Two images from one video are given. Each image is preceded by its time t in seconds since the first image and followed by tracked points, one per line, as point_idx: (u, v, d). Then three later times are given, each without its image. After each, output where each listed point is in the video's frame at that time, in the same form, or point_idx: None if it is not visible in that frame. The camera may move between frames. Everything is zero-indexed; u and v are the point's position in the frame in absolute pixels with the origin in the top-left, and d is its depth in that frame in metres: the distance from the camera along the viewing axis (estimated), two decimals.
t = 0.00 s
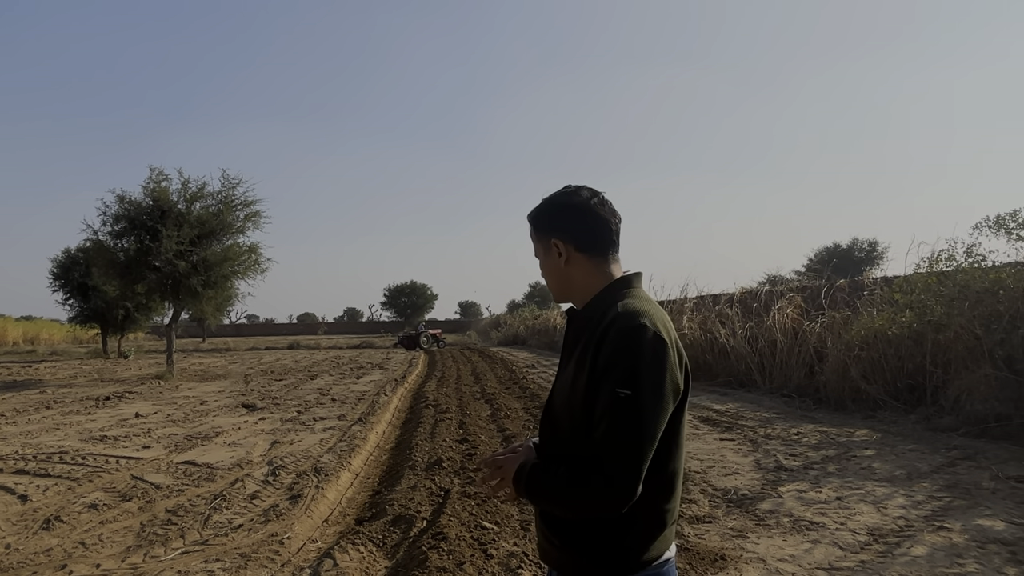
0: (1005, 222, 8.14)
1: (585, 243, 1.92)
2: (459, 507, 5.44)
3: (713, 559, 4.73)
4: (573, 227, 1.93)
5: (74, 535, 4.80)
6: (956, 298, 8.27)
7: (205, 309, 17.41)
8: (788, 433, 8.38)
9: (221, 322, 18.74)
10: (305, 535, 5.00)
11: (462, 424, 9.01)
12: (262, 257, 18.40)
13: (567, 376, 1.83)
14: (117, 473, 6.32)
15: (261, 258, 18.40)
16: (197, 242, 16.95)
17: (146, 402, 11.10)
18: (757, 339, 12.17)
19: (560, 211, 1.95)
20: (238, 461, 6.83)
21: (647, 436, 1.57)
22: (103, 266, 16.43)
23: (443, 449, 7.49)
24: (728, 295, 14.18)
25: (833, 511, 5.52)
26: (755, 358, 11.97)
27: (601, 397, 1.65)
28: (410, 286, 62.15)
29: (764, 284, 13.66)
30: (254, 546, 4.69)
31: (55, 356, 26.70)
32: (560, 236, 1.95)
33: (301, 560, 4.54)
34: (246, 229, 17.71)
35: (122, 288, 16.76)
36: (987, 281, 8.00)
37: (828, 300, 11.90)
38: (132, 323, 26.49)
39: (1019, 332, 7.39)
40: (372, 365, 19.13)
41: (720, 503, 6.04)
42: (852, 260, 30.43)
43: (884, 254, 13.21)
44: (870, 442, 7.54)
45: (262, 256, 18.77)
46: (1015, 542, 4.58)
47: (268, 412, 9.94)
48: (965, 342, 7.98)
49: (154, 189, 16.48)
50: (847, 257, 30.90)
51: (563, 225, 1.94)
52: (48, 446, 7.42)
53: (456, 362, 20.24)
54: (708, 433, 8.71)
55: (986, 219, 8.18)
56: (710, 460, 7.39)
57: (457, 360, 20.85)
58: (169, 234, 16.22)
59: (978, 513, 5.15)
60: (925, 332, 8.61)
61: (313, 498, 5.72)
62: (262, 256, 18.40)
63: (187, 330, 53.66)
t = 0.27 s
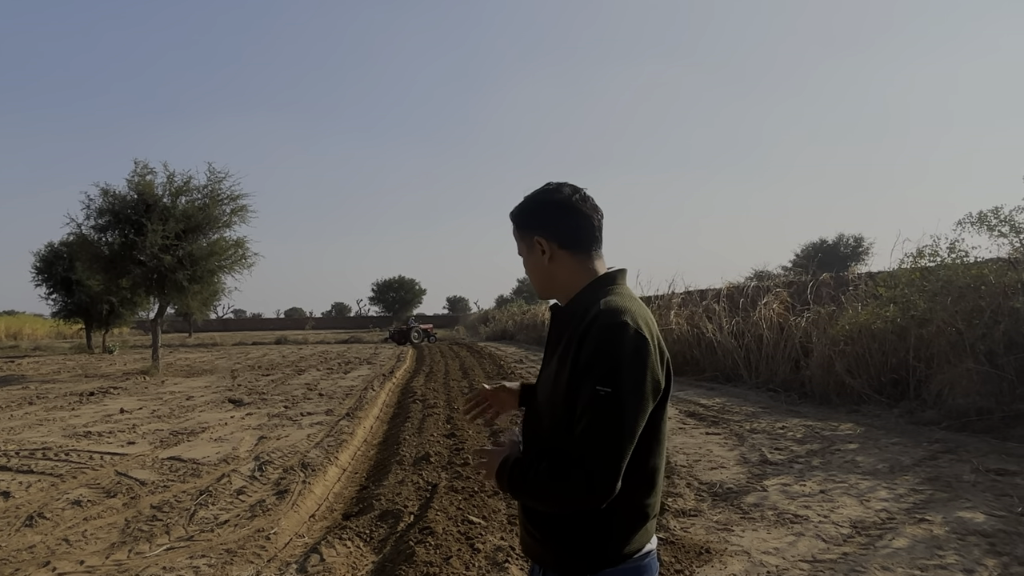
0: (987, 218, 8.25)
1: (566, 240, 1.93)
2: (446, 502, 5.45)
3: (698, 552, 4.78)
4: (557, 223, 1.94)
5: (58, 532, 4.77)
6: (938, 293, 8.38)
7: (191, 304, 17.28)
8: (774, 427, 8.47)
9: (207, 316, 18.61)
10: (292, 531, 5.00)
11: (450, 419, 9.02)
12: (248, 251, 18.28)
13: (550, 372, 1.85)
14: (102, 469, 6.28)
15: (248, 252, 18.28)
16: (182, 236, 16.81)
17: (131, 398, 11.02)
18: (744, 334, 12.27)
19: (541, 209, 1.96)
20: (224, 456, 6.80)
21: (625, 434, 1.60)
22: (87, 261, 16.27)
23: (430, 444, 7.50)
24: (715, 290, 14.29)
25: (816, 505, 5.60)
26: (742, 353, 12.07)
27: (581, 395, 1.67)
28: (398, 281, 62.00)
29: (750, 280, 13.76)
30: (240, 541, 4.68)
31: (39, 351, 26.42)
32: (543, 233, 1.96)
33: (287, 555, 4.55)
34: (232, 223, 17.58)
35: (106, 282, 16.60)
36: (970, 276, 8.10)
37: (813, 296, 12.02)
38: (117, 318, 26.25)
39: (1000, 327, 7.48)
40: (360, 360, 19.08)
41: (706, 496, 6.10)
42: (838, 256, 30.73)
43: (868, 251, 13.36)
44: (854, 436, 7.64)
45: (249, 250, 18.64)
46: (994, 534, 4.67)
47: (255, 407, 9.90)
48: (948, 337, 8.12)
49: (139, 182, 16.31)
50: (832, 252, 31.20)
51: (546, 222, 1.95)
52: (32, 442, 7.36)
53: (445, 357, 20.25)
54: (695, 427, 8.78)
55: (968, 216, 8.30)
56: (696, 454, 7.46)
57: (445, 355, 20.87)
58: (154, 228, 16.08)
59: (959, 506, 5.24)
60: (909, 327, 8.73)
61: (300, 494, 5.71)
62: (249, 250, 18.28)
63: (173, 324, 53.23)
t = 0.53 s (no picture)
0: (972, 214, 8.33)
1: (557, 233, 1.95)
2: (434, 497, 5.47)
3: (685, 546, 4.83)
4: (548, 215, 1.95)
5: (43, 528, 4.74)
6: (924, 289, 8.41)
7: (177, 299, 17.16)
8: (760, 422, 8.54)
9: (194, 311, 18.49)
10: (280, 527, 5.00)
11: (439, 414, 9.03)
12: (236, 246, 18.16)
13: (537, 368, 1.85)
14: (87, 465, 6.24)
15: (236, 247, 18.16)
16: (169, 230, 16.67)
17: (117, 393, 10.95)
18: (731, 329, 12.35)
19: (531, 203, 1.97)
20: (211, 452, 6.78)
21: (613, 428, 1.62)
22: (72, 255, 16.11)
23: (419, 439, 7.51)
24: (703, 286, 14.37)
25: (802, 498, 5.66)
26: (729, 348, 12.16)
27: (568, 390, 1.67)
28: (388, 276, 61.84)
29: (738, 275, 13.85)
30: (227, 537, 4.68)
31: (24, 347, 26.16)
32: (535, 226, 1.96)
33: (275, 551, 4.55)
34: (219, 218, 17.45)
35: (92, 277, 16.45)
36: (955, 272, 8.10)
37: (800, 291, 12.12)
38: (103, 313, 26.02)
39: (984, 323, 7.46)
40: (349, 356, 19.05)
41: (693, 490, 6.15)
42: (825, 251, 30.96)
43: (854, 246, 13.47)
44: (840, 430, 7.73)
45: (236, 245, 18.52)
46: (977, 527, 4.74)
47: (243, 403, 9.87)
48: (934, 331, 8.14)
49: (125, 176, 16.15)
50: (820, 247, 31.43)
51: (537, 214, 1.96)
52: (16, 439, 7.30)
53: (434, 352, 20.25)
54: (683, 422, 8.85)
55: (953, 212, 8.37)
56: (684, 449, 7.52)
57: (435, 351, 20.87)
58: (140, 223, 15.93)
59: (942, 499, 5.31)
60: (895, 322, 8.82)
61: (288, 490, 5.71)
62: (236, 245, 18.16)
63: (160, 319, 52.84)
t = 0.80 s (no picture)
0: (961, 213, 8.40)
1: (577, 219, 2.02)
2: (426, 494, 5.48)
3: (676, 542, 4.86)
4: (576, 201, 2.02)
5: (32, 527, 4.72)
6: (913, 286, 8.50)
7: (168, 296, 17.07)
8: (751, 418, 8.60)
9: (185, 309, 18.39)
10: (271, 524, 5.00)
11: (432, 412, 9.04)
12: (227, 242, 18.07)
13: (538, 356, 1.86)
14: (77, 463, 6.21)
15: (227, 244, 18.07)
16: (159, 227, 16.57)
17: (106, 391, 10.89)
18: (723, 327, 12.41)
19: (565, 187, 1.99)
20: (202, 449, 6.76)
21: (612, 413, 1.62)
22: (61, 252, 16.00)
23: (411, 437, 7.51)
24: (695, 283, 14.42)
25: (792, 494, 5.71)
26: (721, 345, 12.22)
27: (569, 374, 1.68)
28: (380, 273, 61.71)
29: (730, 273, 13.91)
30: (218, 535, 4.67)
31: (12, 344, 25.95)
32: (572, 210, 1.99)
33: (266, 549, 4.54)
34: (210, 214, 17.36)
35: (81, 274, 16.34)
36: (944, 269, 8.17)
37: (791, 289, 12.19)
38: (93, 310, 25.85)
39: (973, 319, 7.54)
40: (341, 353, 19.01)
41: (685, 487, 6.19)
42: (816, 249, 31.19)
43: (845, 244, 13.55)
44: (830, 427, 7.79)
45: (227, 242, 18.43)
46: (965, 522, 4.79)
47: (234, 400, 9.83)
48: (922, 328, 8.20)
49: (115, 172, 16.05)
50: (811, 245, 31.61)
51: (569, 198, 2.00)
52: (5, 437, 7.25)
53: (427, 350, 20.24)
54: (674, 419, 8.89)
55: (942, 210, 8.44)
56: (676, 445, 7.56)
57: (427, 348, 20.85)
58: (130, 219, 15.84)
59: (930, 495, 5.37)
60: (884, 320, 8.90)
61: (280, 487, 5.70)
62: (227, 242, 18.07)
63: (151, 317, 52.55)
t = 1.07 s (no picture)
0: (953, 212, 8.45)
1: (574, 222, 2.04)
2: (421, 493, 5.48)
3: (671, 541, 4.87)
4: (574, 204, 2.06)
5: (24, 527, 4.70)
6: (905, 286, 8.54)
7: (161, 296, 16.99)
8: (745, 418, 8.63)
9: (178, 308, 18.31)
10: (265, 524, 4.99)
11: (426, 411, 9.03)
12: (220, 242, 18.00)
13: (544, 353, 1.85)
14: (70, 463, 6.19)
15: (220, 243, 18.00)
16: (152, 226, 16.50)
17: (99, 391, 10.84)
18: (717, 326, 12.44)
19: (565, 188, 2.02)
20: (196, 449, 6.74)
21: (627, 407, 1.64)
22: (53, 251, 15.92)
23: (406, 436, 7.51)
24: (689, 283, 14.46)
25: (786, 493, 5.73)
26: (715, 344, 12.25)
27: (583, 368, 1.68)
28: (374, 272, 61.63)
29: (724, 272, 13.95)
30: (212, 535, 4.66)
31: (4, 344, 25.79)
32: (571, 210, 2.02)
33: (260, 549, 4.53)
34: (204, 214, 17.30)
35: (73, 273, 16.25)
36: (936, 269, 8.21)
37: (784, 288, 12.24)
38: (85, 309, 25.72)
39: (965, 319, 7.58)
40: (335, 353, 18.97)
41: (679, 486, 6.21)
42: (810, 249, 31.31)
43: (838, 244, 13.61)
44: (823, 426, 7.82)
45: (221, 241, 18.36)
46: (957, 520, 4.83)
47: (228, 400, 9.80)
48: (915, 328, 8.25)
49: (108, 171, 15.97)
50: (805, 245, 31.72)
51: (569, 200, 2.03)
52: None
53: (421, 350, 20.23)
54: (668, 418, 8.92)
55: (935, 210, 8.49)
56: (670, 444, 7.58)
57: (422, 348, 20.82)
58: (123, 218, 15.76)
59: (923, 493, 5.40)
60: (877, 319, 8.95)
61: (274, 487, 5.69)
62: (221, 241, 18.00)
63: (144, 316, 52.31)
